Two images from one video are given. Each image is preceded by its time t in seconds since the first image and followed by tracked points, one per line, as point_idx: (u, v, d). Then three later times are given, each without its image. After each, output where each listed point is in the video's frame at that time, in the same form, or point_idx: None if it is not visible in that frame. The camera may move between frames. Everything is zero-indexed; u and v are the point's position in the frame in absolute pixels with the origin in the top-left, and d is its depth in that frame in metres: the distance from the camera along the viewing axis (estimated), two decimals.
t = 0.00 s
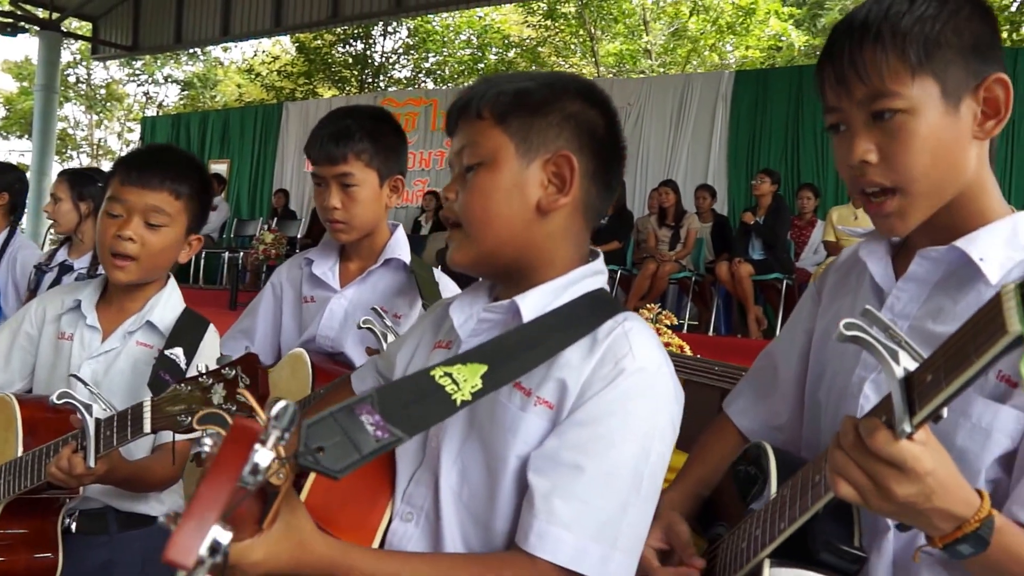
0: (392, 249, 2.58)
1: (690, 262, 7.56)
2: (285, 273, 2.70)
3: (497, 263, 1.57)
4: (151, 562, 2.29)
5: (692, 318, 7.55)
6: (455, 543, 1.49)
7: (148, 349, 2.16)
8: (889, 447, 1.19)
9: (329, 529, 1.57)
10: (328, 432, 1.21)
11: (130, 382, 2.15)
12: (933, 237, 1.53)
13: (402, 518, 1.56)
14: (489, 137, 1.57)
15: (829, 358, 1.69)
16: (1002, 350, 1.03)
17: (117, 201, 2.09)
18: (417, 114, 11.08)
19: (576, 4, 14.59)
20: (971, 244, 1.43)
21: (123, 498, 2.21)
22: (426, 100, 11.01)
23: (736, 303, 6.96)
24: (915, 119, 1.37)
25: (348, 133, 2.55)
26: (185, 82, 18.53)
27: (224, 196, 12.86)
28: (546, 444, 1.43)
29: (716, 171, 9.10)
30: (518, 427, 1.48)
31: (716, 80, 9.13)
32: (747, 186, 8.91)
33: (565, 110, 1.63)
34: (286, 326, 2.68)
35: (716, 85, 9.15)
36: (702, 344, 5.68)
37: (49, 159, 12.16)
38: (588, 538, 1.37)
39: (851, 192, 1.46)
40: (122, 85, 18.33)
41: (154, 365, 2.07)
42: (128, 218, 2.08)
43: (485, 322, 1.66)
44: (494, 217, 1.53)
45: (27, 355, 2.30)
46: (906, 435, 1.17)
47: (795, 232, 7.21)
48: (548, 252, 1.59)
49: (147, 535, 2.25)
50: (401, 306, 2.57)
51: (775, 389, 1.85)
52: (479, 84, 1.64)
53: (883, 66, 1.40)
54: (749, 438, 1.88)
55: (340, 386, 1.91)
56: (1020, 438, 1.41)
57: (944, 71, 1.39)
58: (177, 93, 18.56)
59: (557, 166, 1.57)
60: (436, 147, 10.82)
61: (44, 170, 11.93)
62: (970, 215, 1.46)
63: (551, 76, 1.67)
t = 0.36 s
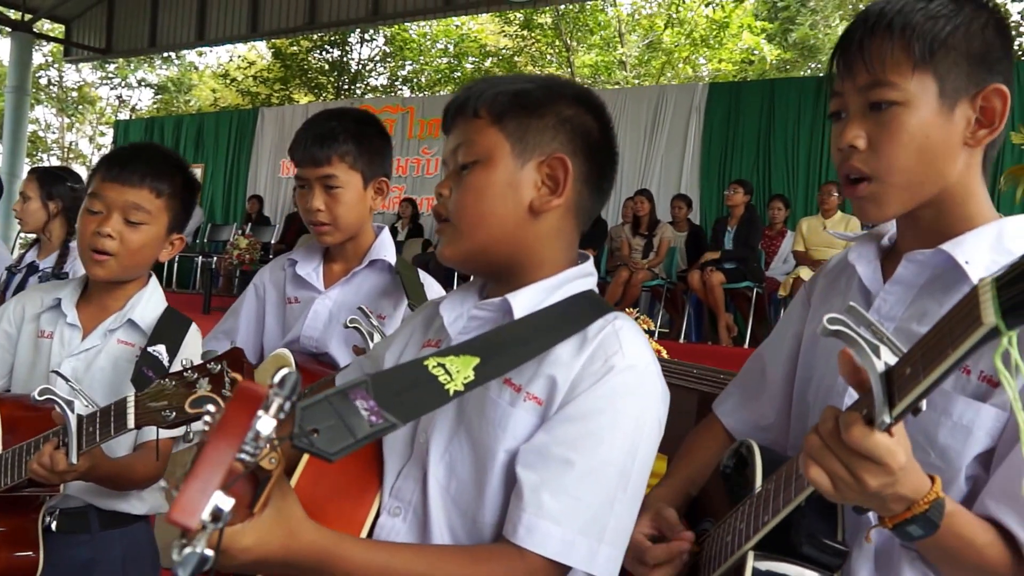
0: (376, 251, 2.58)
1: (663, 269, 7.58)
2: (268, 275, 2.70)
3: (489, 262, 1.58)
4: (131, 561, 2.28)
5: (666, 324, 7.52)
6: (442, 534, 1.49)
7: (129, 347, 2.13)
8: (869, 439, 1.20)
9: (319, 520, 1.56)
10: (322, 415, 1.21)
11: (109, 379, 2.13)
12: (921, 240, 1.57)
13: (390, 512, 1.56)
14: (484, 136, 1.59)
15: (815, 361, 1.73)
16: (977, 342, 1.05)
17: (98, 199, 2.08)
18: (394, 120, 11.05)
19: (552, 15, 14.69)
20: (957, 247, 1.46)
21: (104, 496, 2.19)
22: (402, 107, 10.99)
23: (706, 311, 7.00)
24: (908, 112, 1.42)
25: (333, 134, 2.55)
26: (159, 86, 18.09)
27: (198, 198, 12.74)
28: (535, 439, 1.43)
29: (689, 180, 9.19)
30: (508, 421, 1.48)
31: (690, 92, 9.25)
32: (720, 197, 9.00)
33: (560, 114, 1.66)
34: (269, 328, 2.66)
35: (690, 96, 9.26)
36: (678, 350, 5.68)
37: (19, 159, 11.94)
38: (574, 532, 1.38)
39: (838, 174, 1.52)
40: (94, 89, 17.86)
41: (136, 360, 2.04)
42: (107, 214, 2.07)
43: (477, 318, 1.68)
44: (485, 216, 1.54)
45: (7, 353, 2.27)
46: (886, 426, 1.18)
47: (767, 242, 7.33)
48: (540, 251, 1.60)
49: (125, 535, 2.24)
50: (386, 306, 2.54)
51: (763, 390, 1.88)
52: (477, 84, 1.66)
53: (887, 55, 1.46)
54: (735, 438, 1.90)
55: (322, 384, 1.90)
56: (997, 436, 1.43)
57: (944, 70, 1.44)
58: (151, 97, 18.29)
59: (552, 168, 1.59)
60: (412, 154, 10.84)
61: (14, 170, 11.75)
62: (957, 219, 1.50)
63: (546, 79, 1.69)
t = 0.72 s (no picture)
0: (365, 252, 2.56)
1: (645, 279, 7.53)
2: (254, 277, 2.65)
3: (483, 262, 1.55)
4: (115, 564, 2.16)
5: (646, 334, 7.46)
6: (438, 534, 1.47)
7: (114, 348, 2.08)
8: (864, 435, 1.18)
9: (312, 522, 1.51)
10: (323, 420, 1.19)
11: (93, 381, 2.07)
12: (912, 241, 1.56)
13: (385, 513, 1.53)
14: (477, 136, 1.56)
15: (800, 364, 1.72)
16: (975, 342, 1.03)
17: (85, 197, 2.03)
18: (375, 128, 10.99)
19: (535, 25, 14.85)
20: (948, 250, 1.46)
21: (88, 495, 2.07)
22: (383, 115, 10.91)
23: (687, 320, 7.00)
24: (912, 99, 1.45)
25: (318, 137, 2.53)
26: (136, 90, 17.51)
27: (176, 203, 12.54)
28: (529, 439, 1.40)
29: (671, 190, 9.22)
30: (502, 422, 1.46)
31: (673, 103, 9.28)
32: (701, 208, 9.05)
33: (552, 115, 1.63)
34: (255, 330, 2.62)
35: (672, 106, 9.29)
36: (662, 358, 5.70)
37: None
38: (572, 530, 1.35)
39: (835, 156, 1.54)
40: (69, 92, 17.30)
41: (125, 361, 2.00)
42: (94, 214, 2.02)
43: (469, 320, 1.64)
44: (479, 218, 1.51)
45: None
46: (883, 423, 1.15)
47: (747, 252, 7.41)
48: (533, 252, 1.57)
49: (110, 535, 2.12)
50: (375, 307, 2.53)
51: (746, 391, 1.86)
52: (469, 82, 1.63)
53: (901, 42, 1.48)
54: (721, 438, 1.88)
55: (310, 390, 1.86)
56: (985, 435, 1.42)
57: (954, 66, 1.46)
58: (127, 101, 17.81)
59: (545, 170, 1.56)
60: (394, 162, 10.77)
61: None
62: (946, 221, 1.50)
63: (539, 78, 1.66)
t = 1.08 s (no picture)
0: (354, 255, 2.56)
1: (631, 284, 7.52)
2: (244, 281, 2.64)
3: (481, 265, 1.56)
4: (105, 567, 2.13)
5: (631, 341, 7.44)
6: (431, 538, 1.46)
7: (106, 353, 2.05)
8: (850, 438, 1.19)
9: (302, 526, 1.51)
10: (322, 420, 1.19)
11: (85, 386, 2.04)
12: (889, 243, 1.57)
13: (378, 516, 1.52)
14: (474, 142, 1.55)
15: (775, 365, 1.73)
16: (962, 347, 1.03)
17: (79, 204, 2.00)
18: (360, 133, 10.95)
19: (521, 31, 14.87)
20: (924, 251, 1.48)
21: (79, 498, 2.04)
22: (370, 120, 10.89)
23: (672, 326, 7.01)
24: (898, 92, 1.47)
25: (305, 142, 2.52)
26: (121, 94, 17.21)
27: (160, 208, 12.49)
28: (522, 441, 1.40)
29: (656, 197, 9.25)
30: (494, 426, 1.46)
31: (658, 108, 9.31)
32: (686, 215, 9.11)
33: (548, 118, 1.64)
34: (243, 333, 2.61)
35: (658, 112, 9.32)
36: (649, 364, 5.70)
37: None
38: (562, 532, 1.35)
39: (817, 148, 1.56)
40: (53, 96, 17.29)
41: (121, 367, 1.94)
42: (89, 220, 1.99)
43: (462, 323, 1.65)
44: (477, 224, 1.52)
45: None
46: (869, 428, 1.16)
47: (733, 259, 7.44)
48: (526, 256, 1.58)
49: (101, 538, 2.09)
50: (363, 311, 2.54)
51: (723, 393, 1.86)
52: (465, 85, 1.62)
53: (891, 38, 1.51)
54: (699, 442, 1.87)
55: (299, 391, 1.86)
56: (964, 434, 1.43)
57: (941, 64, 1.48)
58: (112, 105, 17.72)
59: (544, 176, 1.57)
60: (380, 167, 10.73)
61: None
62: (922, 221, 1.51)
63: (533, 80, 1.66)
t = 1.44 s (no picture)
0: (347, 259, 2.55)
1: (619, 290, 7.53)
2: (236, 284, 2.64)
3: (473, 269, 1.55)
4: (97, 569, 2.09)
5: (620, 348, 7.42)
6: (433, 544, 1.46)
7: (100, 356, 1.99)
8: (814, 444, 1.20)
9: (304, 536, 1.49)
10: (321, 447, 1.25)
11: (78, 390, 1.97)
12: (853, 239, 1.58)
13: (377, 522, 1.51)
14: (462, 144, 1.55)
15: (750, 363, 1.73)
16: (915, 352, 1.05)
17: (73, 206, 1.97)
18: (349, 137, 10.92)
19: (509, 36, 14.80)
20: (886, 244, 1.49)
21: (71, 500, 2.01)
22: (358, 125, 10.87)
23: (660, 332, 7.02)
24: (868, 77, 1.49)
25: (296, 144, 2.51)
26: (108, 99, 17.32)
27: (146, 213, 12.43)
28: (518, 444, 1.40)
29: (644, 204, 9.30)
30: (490, 429, 1.46)
31: (646, 115, 9.36)
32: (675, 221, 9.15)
33: (537, 119, 1.64)
34: (235, 336, 2.61)
35: (646, 118, 9.38)
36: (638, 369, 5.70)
37: None
38: (561, 533, 1.36)
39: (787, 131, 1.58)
40: (41, 100, 17.26)
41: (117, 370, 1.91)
42: (82, 223, 1.96)
43: (452, 328, 1.64)
44: (467, 227, 1.51)
45: None
46: (829, 433, 1.18)
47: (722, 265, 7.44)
48: (519, 259, 1.58)
49: (93, 540, 2.06)
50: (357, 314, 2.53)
51: (696, 389, 1.85)
52: (453, 82, 1.61)
53: (862, 32, 1.54)
54: (675, 443, 1.86)
55: (290, 389, 1.89)
56: (932, 428, 1.44)
57: (911, 55, 1.50)
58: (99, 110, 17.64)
59: (534, 180, 1.58)
60: (368, 172, 10.73)
61: None
62: (883, 216, 1.52)
63: (520, 77, 1.66)
